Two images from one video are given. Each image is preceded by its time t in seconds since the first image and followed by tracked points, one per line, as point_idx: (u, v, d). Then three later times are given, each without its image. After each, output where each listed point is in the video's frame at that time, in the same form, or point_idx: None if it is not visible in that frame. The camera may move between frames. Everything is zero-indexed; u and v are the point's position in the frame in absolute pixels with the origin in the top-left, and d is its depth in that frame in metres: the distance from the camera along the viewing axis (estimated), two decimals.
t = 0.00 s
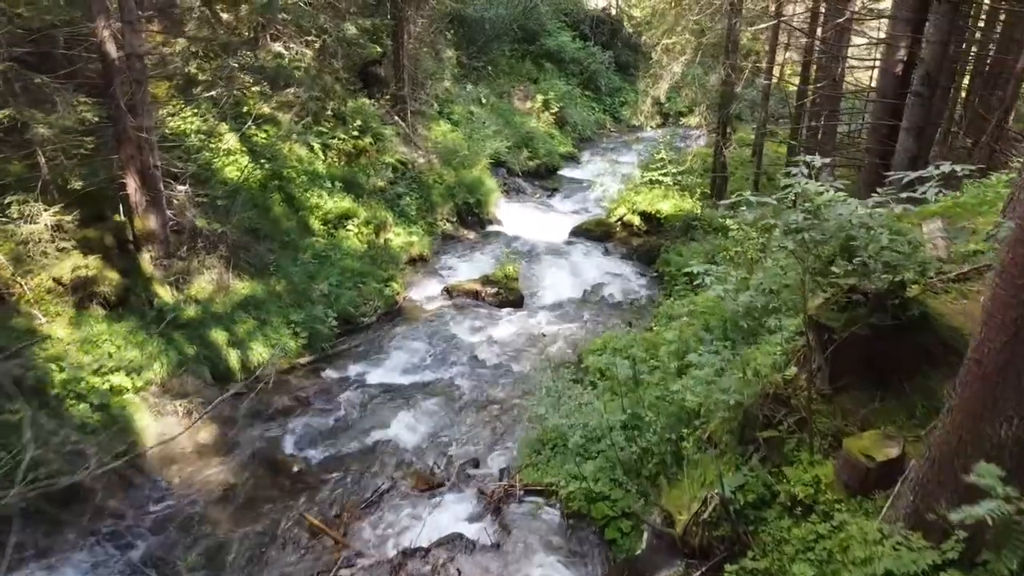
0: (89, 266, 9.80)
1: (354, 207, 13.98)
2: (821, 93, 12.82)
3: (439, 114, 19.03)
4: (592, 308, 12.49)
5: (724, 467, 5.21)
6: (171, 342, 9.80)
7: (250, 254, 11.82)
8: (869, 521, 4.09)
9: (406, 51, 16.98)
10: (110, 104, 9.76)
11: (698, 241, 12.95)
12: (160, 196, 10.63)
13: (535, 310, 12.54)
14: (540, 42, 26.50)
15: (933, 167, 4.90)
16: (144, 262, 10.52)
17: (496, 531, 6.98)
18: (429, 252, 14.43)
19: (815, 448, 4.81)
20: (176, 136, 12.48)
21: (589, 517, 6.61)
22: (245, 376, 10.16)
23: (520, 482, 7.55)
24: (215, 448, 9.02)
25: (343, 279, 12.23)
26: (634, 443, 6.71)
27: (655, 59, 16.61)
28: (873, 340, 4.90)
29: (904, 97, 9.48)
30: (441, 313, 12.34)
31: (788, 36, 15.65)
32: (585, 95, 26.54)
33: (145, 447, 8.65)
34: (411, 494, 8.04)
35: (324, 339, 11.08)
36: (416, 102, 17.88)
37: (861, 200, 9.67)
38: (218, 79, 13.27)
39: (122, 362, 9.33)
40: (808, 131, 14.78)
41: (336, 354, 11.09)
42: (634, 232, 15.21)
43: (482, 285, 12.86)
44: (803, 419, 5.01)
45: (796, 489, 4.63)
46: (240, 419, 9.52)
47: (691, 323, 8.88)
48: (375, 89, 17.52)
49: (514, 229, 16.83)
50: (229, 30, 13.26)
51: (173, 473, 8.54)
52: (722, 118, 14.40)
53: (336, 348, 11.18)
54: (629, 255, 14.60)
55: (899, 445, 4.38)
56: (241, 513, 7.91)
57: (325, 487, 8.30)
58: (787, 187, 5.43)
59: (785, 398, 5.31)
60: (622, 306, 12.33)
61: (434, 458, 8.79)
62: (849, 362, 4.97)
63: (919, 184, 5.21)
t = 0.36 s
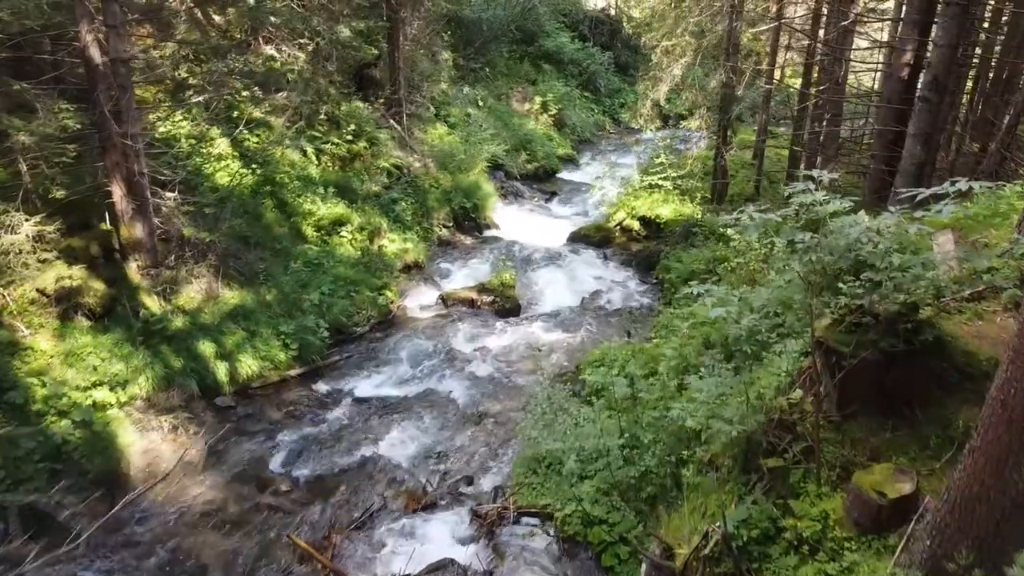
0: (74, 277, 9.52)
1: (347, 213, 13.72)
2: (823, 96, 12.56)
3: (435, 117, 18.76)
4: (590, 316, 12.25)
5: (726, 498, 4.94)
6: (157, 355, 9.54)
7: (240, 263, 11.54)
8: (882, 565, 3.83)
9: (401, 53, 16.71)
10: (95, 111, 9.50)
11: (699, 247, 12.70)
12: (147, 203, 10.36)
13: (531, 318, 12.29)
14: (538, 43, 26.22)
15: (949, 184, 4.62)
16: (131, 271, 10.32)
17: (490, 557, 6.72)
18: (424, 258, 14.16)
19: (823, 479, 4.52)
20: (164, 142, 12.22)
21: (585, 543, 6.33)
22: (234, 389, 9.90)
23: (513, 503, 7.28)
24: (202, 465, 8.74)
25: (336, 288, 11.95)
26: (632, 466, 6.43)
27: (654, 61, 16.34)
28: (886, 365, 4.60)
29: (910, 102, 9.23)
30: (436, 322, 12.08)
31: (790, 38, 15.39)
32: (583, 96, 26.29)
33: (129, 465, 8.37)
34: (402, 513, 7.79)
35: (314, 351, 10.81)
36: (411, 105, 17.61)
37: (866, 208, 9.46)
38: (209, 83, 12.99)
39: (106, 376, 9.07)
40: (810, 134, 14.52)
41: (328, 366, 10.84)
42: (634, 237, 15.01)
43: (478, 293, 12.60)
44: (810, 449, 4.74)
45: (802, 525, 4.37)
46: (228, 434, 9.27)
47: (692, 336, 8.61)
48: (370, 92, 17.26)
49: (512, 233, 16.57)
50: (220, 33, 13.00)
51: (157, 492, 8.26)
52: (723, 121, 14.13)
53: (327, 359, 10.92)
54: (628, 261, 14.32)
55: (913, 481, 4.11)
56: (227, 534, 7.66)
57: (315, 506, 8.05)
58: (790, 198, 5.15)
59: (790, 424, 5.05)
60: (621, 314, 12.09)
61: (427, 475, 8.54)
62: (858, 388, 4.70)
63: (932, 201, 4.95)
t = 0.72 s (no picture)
0: (56, 288, 9.25)
1: (340, 219, 13.45)
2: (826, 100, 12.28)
3: (431, 120, 18.49)
4: (588, 326, 11.98)
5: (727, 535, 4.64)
6: (141, 369, 9.27)
7: (228, 273, 11.27)
8: None
9: (396, 56, 16.43)
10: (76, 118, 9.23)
11: (699, 254, 12.44)
12: (132, 212, 10.07)
13: (528, 328, 12.02)
14: (537, 44, 25.92)
15: (966, 204, 4.32)
16: (116, 282, 10.03)
17: None
18: (419, 266, 13.87)
19: (831, 518, 4.21)
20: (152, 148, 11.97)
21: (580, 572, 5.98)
22: (220, 404, 9.62)
23: (505, 526, 6.96)
24: (185, 485, 8.46)
25: (327, 298, 11.67)
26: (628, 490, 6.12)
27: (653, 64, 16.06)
28: (897, 397, 4.32)
29: (916, 108, 8.96)
30: (430, 332, 11.82)
31: (791, 40, 15.11)
32: (583, 98, 26.01)
33: (110, 485, 8.09)
34: (391, 536, 7.51)
35: (303, 364, 10.54)
36: (407, 108, 17.34)
37: (871, 216, 9.32)
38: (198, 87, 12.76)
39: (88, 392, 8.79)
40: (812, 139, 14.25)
41: (318, 379, 10.56)
42: (632, 243, 14.69)
43: (473, 303, 12.33)
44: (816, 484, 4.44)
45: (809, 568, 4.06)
46: (213, 451, 8.99)
47: (692, 352, 8.30)
48: (365, 95, 16.98)
49: (508, 239, 16.29)
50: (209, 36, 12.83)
51: (137, 514, 7.98)
52: (724, 125, 13.86)
53: (318, 372, 10.65)
54: (627, 268, 14.06)
55: (928, 524, 3.78)
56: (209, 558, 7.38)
57: (300, 528, 7.77)
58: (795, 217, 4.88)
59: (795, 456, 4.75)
60: (620, 323, 11.82)
61: (418, 494, 8.26)
62: (868, 419, 4.41)
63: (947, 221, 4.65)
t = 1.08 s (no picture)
0: (35, 301, 9.00)
1: (332, 226, 13.16)
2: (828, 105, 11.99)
3: (426, 123, 18.20)
4: (585, 336, 11.70)
5: None
6: (121, 384, 8.97)
7: (214, 283, 11.00)
8: None
9: (390, 58, 16.14)
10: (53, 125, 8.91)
11: (699, 263, 12.15)
12: (115, 222, 9.77)
13: (523, 339, 11.73)
14: (534, 45, 25.61)
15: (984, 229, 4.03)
16: (98, 293, 9.76)
17: None
18: (412, 273, 13.58)
19: (839, 565, 3.91)
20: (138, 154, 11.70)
21: None
22: (204, 420, 9.34)
23: (493, 553, 6.62)
24: (166, 506, 8.16)
25: (316, 308, 11.37)
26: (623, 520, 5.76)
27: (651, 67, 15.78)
28: (910, 433, 4.03)
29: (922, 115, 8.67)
30: (423, 343, 11.53)
31: (792, 42, 14.82)
32: (581, 100, 25.74)
33: (87, 507, 7.78)
34: (377, 562, 7.22)
35: (291, 378, 10.25)
36: (401, 112, 17.05)
37: (873, 226, 9.05)
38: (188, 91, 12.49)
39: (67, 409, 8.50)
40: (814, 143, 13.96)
41: (307, 393, 10.27)
42: (630, 250, 14.39)
43: (466, 312, 12.04)
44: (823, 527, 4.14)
45: None
46: (196, 470, 8.69)
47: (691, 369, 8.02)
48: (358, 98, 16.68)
49: (504, 245, 16.00)
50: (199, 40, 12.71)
51: (115, 537, 7.67)
52: (723, 130, 13.56)
53: (306, 387, 10.36)
54: (625, 275, 13.78)
55: None
56: None
57: (285, 552, 7.48)
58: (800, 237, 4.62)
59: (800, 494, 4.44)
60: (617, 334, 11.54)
61: (407, 516, 7.97)
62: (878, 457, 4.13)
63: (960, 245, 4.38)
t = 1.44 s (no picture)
0: (15, 313, 8.82)
1: (325, 232, 12.88)
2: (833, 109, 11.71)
3: (423, 126, 17.95)
4: (583, 346, 11.42)
5: None
6: (104, 399, 8.70)
7: (201, 292, 10.73)
8: None
9: (385, 60, 15.87)
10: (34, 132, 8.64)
11: (700, 270, 11.88)
12: (99, 231, 9.45)
13: (519, 349, 11.45)
14: (533, 46, 25.37)
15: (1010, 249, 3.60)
16: (81, 303, 9.40)
17: None
18: (406, 281, 13.31)
19: None
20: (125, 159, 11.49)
21: None
22: (189, 436, 9.05)
23: None
24: (148, 526, 7.83)
25: (306, 318, 11.09)
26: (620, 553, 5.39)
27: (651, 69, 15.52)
28: (925, 476, 3.58)
29: (931, 122, 8.39)
30: (417, 354, 11.25)
31: (794, 45, 14.56)
32: (580, 101, 25.49)
33: (65, 528, 7.45)
34: None
35: (279, 392, 9.96)
36: (396, 115, 16.78)
37: (880, 237, 8.77)
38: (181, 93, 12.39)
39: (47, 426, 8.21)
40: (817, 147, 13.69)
41: (296, 407, 9.98)
42: (630, 256, 14.11)
43: (461, 322, 11.77)
44: None
45: None
46: (179, 488, 8.39)
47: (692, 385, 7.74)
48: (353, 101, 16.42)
49: (501, 251, 15.73)
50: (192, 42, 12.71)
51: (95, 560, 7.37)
52: (724, 134, 13.29)
53: (295, 401, 10.07)
54: (624, 283, 13.51)
55: None
56: None
57: None
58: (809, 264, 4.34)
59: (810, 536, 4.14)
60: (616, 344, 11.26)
61: (397, 538, 7.68)
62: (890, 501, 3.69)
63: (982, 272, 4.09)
